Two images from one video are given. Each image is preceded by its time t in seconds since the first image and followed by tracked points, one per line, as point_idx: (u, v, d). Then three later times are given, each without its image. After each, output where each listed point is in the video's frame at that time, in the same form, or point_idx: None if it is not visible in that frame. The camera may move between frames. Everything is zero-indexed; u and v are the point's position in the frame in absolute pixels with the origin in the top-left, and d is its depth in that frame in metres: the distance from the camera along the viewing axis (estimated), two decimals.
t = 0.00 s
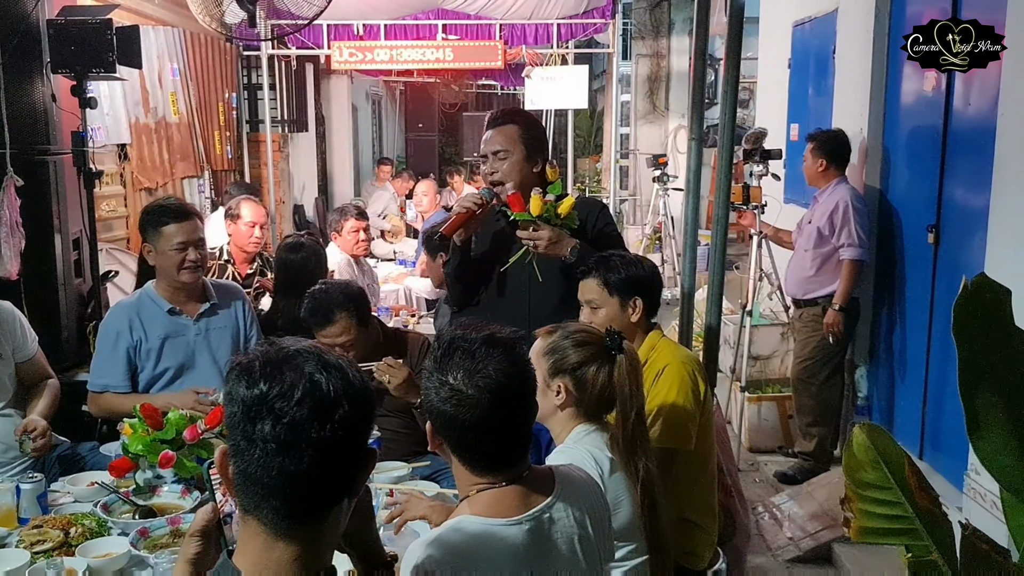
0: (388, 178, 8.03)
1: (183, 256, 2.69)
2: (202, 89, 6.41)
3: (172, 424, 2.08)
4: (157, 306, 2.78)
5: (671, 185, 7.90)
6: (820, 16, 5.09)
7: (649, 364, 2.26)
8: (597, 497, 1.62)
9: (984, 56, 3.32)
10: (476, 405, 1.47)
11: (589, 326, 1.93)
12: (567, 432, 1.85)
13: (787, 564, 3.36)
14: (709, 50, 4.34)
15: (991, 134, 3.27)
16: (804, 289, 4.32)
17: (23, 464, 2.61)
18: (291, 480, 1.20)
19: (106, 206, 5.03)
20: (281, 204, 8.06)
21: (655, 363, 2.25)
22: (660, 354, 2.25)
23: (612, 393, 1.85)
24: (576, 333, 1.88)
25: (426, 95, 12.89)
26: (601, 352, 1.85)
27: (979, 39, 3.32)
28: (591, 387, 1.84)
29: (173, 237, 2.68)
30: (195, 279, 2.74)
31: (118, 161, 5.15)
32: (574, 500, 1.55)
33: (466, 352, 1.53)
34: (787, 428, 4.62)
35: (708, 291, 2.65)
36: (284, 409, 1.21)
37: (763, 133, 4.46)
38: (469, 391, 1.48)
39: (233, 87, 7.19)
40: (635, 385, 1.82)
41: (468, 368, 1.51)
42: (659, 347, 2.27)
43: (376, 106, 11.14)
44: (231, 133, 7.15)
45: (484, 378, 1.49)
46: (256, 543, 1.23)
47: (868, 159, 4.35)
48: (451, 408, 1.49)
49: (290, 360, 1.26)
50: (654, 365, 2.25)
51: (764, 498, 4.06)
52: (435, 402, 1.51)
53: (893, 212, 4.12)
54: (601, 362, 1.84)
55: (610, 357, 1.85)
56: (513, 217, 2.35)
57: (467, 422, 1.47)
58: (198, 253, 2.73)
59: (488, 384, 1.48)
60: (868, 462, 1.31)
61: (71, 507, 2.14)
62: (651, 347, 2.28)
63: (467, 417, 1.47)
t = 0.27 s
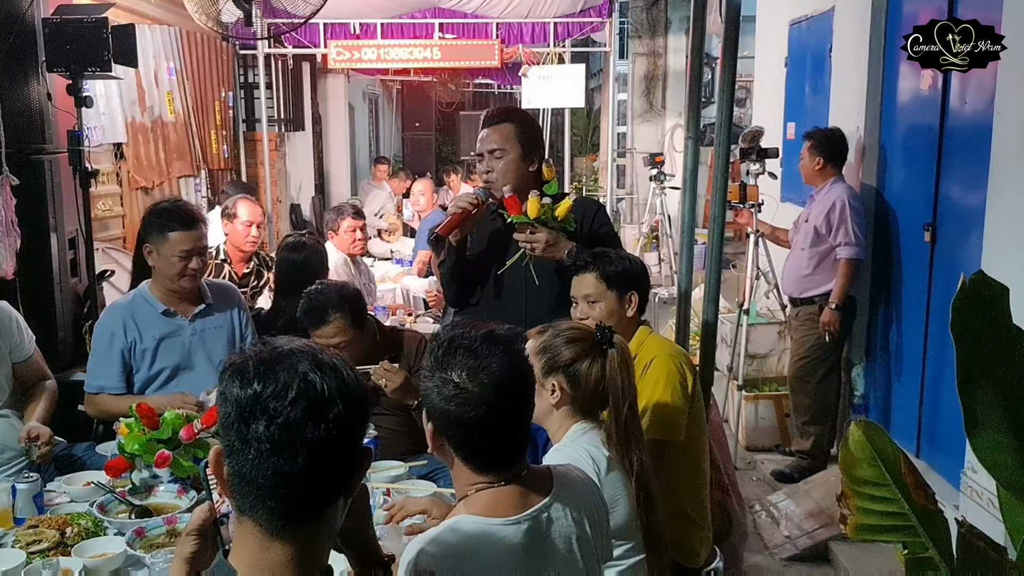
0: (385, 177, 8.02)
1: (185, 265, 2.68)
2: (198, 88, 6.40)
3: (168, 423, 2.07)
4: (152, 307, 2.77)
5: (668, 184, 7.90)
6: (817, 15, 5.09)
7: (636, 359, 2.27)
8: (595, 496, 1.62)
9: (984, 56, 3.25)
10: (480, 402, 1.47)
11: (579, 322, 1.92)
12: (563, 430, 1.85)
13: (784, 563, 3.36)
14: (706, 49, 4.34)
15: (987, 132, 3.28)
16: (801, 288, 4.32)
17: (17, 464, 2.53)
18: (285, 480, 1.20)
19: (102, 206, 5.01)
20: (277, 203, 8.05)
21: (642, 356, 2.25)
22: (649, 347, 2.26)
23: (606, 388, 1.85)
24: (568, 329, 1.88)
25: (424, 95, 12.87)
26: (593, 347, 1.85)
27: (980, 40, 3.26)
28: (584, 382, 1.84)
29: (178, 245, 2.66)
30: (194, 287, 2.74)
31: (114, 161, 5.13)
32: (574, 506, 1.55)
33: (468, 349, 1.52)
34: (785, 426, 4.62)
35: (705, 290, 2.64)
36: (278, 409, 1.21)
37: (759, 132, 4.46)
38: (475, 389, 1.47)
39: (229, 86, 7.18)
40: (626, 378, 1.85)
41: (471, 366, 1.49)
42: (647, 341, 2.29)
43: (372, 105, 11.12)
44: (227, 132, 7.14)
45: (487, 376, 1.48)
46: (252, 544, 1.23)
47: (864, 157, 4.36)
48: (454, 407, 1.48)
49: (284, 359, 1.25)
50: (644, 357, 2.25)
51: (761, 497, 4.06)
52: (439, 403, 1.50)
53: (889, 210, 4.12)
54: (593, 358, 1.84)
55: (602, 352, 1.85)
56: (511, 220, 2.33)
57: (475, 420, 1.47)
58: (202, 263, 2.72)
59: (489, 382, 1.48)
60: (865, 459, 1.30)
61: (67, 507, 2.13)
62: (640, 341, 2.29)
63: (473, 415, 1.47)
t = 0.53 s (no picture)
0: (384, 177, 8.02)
1: (183, 267, 2.68)
2: (197, 88, 6.40)
3: (166, 423, 2.08)
4: (151, 307, 2.77)
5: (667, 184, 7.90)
6: (815, 15, 5.09)
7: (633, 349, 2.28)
8: (594, 497, 1.62)
9: (985, 56, 3.21)
10: (487, 398, 1.48)
11: (574, 321, 1.92)
12: (562, 429, 1.86)
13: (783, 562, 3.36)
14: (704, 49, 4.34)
15: (985, 131, 3.28)
16: (798, 287, 4.33)
17: (17, 463, 2.52)
18: (279, 478, 1.20)
19: (101, 205, 5.01)
20: (276, 203, 8.05)
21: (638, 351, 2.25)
22: (647, 342, 2.25)
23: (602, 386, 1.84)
24: (560, 330, 1.88)
25: (423, 94, 12.87)
26: (588, 344, 1.85)
27: (980, 39, 3.21)
28: (581, 380, 1.83)
29: (177, 248, 2.65)
30: (193, 289, 2.74)
31: (113, 160, 5.13)
32: (575, 506, 1.55)
33: (469, 347, 1.53)
34: (784, 426, 4.62)
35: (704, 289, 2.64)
36: (271, 408, 1.21)
37: (758, 132, 4.46)
38: (480, 387, 1.48)
39: (228, 86, 7.17)
40: (622, 377, 1.84)
41: (473, 364, 1.50)
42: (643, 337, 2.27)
43: (371, 105, 11.13)
44: (226, 132, 7.14)
45: (490, 374, 1.49)
46: (249, 543, 1.23)
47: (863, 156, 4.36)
48: (459, 407, 1.48)
49: (278, 358, 1.26)
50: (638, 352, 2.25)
51: (760, 496, 4.07)
52: (445, 406, 1.49)
53: (888, 209, 4.13)
54: (588, 357, 1.84)
55: (598, 350, 1.85)
56: (512, 221, 2.33)
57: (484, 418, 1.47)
58: (199, 266, 2.71)
59: (493, 379, 1.48)
60: (864, 460, 1.31)
61: (66, 508, 2.13)
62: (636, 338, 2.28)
63: (480, 413, 1.47)
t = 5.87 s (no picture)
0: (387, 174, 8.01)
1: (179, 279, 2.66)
2: (199, 85, 6.39)
3: (172, 421, 2.08)
4: (157, 307, 2.76)
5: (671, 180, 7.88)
6: (820, 9, 5.07)
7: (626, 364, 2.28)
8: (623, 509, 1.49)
9: (984, 56, 3.32)
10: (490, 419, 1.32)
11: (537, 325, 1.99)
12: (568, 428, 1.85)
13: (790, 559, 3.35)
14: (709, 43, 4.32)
15: (992, 126, 3.26)
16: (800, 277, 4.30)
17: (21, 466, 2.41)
18: (297, 487, 1.19)
19: (104, 204, 5.01)
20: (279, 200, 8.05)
21: (663, 364, 2.09)
22: (674, 352, 2.09)
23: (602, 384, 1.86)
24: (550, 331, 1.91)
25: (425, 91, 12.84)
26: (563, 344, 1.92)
27: (979, 39, 3.33)
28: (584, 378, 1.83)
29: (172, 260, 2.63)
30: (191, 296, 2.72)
31: (116, 158, 5.12)
32: (605, 542, 1.33)
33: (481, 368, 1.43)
34: (789, 422, 4.60)
35: (710, 285, 2.63)
36: (293, 416, 1.19)
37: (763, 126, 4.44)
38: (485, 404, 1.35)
39: (230, 83, 7.17)
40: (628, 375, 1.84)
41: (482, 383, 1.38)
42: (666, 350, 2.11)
43: (374, 102, 11.12)
44: (229, 129, 7.13)
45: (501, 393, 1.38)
46: (260, 545, 1.23)
47: (866, 151, 4.35)
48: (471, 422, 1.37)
49: (295, 362, 1.22)
50: (670, 368, 2.07)
51: (766, 493, 4.05)
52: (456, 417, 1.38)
53: (892, 205, 4.13)
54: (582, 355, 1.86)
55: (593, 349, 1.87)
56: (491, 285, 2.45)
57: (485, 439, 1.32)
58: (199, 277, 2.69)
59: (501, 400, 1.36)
60: (890, 461, 1.30)
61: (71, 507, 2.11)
62: (659, 348, 2.11)
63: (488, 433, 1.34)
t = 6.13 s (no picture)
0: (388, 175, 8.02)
1: (180, 278, 2.66)
2: (200, 85, 6.39)
3: (173, 422, 2.08)
4: (157, 307, 2.76)
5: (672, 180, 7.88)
6: (820, 10, 5.07)
7: (626, 364, 2.29)
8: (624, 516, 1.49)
9: (984, 57, 3.33)
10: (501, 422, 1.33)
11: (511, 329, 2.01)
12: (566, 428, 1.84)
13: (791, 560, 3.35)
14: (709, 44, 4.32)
15: (993, 126, 3.26)
16: (801, 277, 4.30)
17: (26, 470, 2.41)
18: (300, 488, 1.20)
19: (105, 204, 5.01)
20: (280, 201, 8.05)
21: (663, 366, 2.09)
22: (673, 353, 2.10)
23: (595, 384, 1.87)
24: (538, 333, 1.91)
25: (426, 91, 12.84)
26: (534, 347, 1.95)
27: (979, 39, 3.35)
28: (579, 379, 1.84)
29: (174, 257, 2.63)
30: (193, 294, 2.72)
31: (117, 159, 5.12)
32: (613, 547, 1.32)
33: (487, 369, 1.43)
34: (789, 422, 4.60)
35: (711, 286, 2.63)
36: (295, 419, 1.19)
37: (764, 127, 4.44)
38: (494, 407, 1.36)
39: (231, 84, 7.17)
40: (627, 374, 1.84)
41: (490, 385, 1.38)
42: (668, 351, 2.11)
43: (375, 103, 11.12)
44: (230, 130, 7.13)
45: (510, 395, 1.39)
46: (262, 547, 1.23)
47: (867, 152, 4.35)
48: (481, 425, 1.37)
49: (296, 364, 1.22)
50: (669, 370, 2.07)
51: (767, 493, 4.05)
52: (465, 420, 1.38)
53: (893, 205, 4.12)
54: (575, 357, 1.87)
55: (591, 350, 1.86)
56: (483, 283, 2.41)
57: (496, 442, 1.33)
58: (200, 275, 2.69)
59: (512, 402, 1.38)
60: (871, 461, 1.30)
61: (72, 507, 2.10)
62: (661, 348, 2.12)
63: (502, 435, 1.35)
